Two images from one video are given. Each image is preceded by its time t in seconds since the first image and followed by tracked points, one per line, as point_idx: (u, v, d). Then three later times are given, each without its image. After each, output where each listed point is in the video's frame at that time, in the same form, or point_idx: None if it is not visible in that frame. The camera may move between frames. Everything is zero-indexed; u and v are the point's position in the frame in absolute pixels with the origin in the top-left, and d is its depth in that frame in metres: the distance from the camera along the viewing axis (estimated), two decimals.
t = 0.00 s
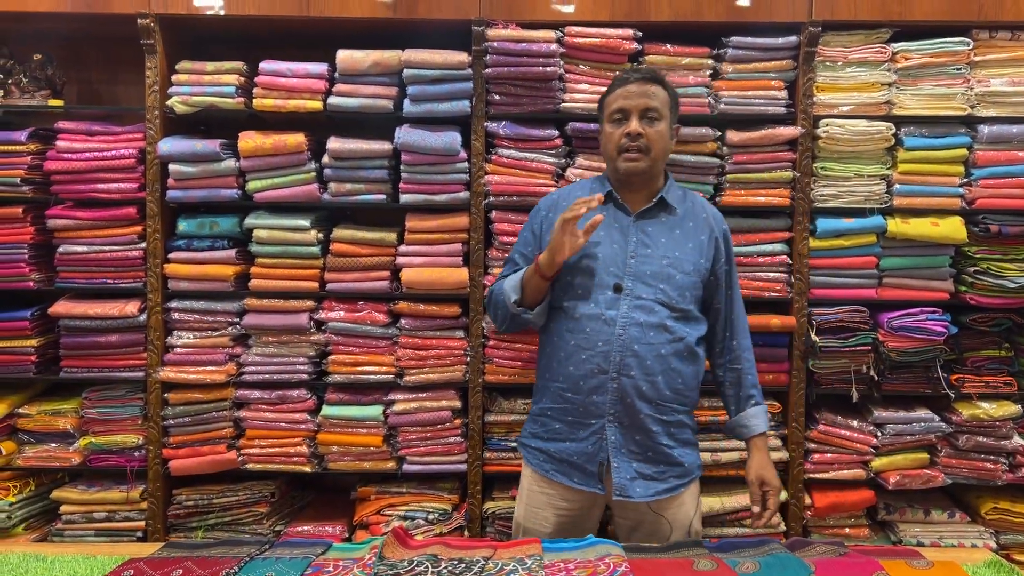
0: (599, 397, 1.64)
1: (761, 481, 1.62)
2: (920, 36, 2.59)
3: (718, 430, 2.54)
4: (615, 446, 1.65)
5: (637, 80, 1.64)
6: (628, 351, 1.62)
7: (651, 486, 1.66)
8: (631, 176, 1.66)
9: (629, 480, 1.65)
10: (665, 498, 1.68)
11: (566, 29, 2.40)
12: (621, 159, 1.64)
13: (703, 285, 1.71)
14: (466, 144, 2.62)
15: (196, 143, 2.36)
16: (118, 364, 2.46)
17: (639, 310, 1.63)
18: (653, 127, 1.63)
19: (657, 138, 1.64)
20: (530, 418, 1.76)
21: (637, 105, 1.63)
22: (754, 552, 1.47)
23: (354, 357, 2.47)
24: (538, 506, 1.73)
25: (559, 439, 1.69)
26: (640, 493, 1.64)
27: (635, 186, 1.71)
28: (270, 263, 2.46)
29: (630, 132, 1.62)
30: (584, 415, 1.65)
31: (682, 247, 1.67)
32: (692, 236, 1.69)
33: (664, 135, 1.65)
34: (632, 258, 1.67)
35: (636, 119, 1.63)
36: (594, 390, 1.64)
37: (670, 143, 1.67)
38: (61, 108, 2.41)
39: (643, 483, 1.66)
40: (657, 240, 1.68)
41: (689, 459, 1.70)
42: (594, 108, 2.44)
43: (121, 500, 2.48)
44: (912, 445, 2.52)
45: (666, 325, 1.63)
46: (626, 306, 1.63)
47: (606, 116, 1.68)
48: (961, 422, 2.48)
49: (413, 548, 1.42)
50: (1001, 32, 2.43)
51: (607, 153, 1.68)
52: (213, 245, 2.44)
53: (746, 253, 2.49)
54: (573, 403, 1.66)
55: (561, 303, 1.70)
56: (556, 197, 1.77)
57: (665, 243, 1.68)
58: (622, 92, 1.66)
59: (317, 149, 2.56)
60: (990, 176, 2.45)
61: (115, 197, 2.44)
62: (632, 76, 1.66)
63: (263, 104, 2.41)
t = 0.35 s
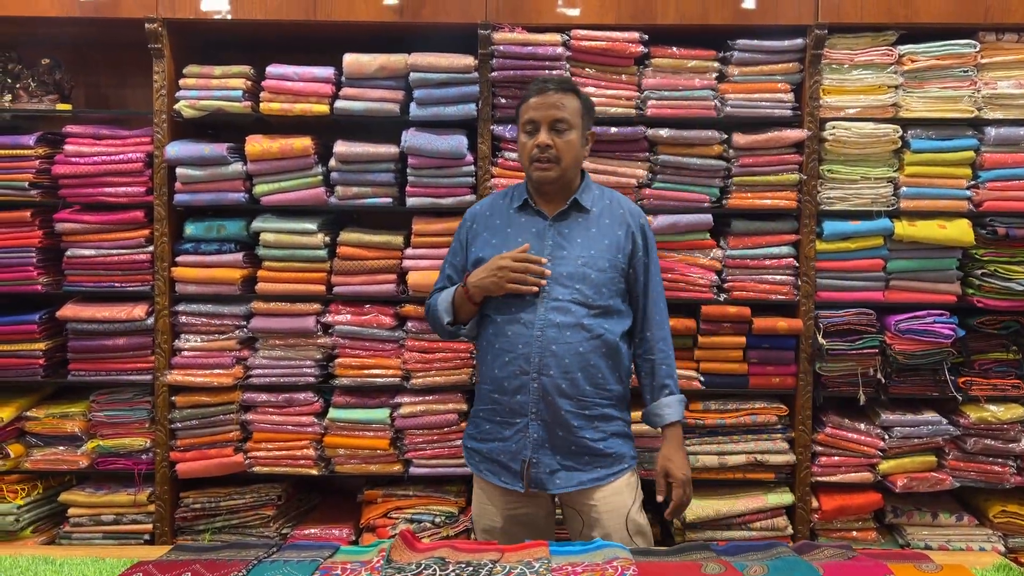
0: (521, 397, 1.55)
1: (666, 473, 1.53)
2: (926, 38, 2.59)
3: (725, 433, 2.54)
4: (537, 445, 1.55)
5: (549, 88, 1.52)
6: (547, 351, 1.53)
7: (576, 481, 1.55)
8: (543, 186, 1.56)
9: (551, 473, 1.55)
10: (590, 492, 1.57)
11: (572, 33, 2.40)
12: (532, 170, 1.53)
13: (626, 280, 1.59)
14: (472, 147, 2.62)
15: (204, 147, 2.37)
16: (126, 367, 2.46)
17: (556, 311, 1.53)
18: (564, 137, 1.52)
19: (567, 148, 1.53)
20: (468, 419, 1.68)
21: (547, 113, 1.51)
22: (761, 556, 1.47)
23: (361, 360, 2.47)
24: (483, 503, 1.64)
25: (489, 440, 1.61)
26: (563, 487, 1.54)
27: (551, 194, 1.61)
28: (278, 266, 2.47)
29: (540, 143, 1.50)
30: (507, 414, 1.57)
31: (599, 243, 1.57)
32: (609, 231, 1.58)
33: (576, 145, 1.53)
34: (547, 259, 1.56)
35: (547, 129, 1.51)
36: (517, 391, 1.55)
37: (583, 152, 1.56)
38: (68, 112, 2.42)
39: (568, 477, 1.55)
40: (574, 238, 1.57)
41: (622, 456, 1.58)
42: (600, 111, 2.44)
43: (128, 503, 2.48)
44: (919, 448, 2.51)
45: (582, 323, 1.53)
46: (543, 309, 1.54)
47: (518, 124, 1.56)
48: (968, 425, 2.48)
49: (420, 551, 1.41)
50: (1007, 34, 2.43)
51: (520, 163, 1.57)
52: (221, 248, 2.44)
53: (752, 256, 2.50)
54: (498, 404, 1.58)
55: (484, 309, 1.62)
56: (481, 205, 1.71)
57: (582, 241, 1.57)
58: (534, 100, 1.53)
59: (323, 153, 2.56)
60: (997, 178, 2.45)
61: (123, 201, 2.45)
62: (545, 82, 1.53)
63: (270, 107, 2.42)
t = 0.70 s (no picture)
0: (502, 402, 1.54)
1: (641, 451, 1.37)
2: (933, 39, 2.58)
3: (731, 435, 2.54)
4: (519, 449, 1.54)
5: (515, 89, 1.49)
6: (524, 354, 1.51)
7: (560, 483, 1.53)
8: (512, 188, 1.53)
9: (532, 478, 1.53)
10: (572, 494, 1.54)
11: (578, 35, 2.40)
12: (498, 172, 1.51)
13: (604, 275, 1.55)
14: (478, 150, 2.62)
15: (210, 150, 2.37)
16: (132, 370, 2.47)
17: (532, 313, 1.51)
18: (530, 138, 1.49)
19: (533, 149, 1.50)
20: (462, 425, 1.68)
21: (513, 115, 1.49)
22: (769, 558, 1.47)
23: (367, 363, 2.47)
24: (473, 505, 1.64)
25: (478, 444, 1.62)
26: (542, 491, 1.52)
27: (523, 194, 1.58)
28: (284, 269, 2.47)
29: (505, 144, 1.48)
30: (491, 419, 1.57)
31: (572, 240, 1.53)
32: (582, 227, 1.54)
33: (542, 146, 1.51)
34: (521, 261, 1.54)
35: (512, 131, 1.49)
36: (498, 396, 1.55)
37: (550, 153, 1.53)
38: (75, 115, 2.42)
39: (549, 480, 1.53)
40: (547, 238, 1.54)
41: (605, 454, 1.55)
42: (607, 113, 2.44)
43: (135, 506, 2.48)
44: (927, 450, 2.50)
45: (557, 324, 1.50)
46: (519, 312, 1.52)
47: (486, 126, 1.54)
48: (976, 427, 2.47)
49: (427, 554, 1.41)
50: (1014, 35, 2.42)
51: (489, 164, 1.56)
52: (227, 251, 2.45)
53: (759, 258, 2.50)
54: (483, 408, 1.58)
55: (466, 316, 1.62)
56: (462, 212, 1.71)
57: (555, 240, 1.53)
58: (500, 101, 1.51)
59: (329, 156, 2.57)
60: (1004, 180, 2.44)
61: (130, 204, 2.45)
62: (511, 84, 1.51)
63: (276, 110, 2.42)
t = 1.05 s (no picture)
0: (502, 402, 1.53)
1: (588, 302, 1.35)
2: (938, 41, 2.57)
3: (736, 439, 2.53)
4: (517, 452, 1.51)
5: (551, 87, 1.50)
6: (526, 355, 1.50)
7: (557, 489, 1.52)
8: (535, 184, 1.52)
9: (530, 483, 1.51)
10: (572, 500, 1.53)
11: (582, 38, 2.40)
12: (526, 166, 1.50)
13: (613, 282, 1.54)
14: (482, 153, 2.62)
15: (214, 153, 2.37)
16: (137, 373, 2.47)
17: (537, 314, 1.51)
18: (561, 137, 1.50)
19: (564, 148, 1.51)
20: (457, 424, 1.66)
21: (546, 112, 1.49)
22: (775, 562, 1.47)
23: (371, 366, 2.47)
24: (471, 510, 1.62)
25: (475, 445, 1.59)
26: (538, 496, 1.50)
27: (540, 191, 1.56)
28: (288, 272, 2.47)
29: (537, 139, 1.47)
30: (490, 419, 1.55)
31: (584, 245, 1.52)
32: (595, 233, 1.54)
33: (572, 147, 1.51)
34: (531, 261, 1.53)
35: (545, 127, 1.48)
36: (498, 396, 1.53)
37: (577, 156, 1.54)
38: (80, 119, 2.43)
39: (546, 485, 1.51)
40: (559, 241, 1.54)
41: (603, 464, 1.54)
42: (610, 115, 2.44)
43: (139, 509, 2.48)
44: (933, 453, 2.49)
45: (562, 326, 1.49)
46: (524, 312, 1.51)
47: (515, 121, 1.53)
48: (982, 430, 2.46)
49: (431, 558, 1.40)
50: (1020, 37, 2.41)
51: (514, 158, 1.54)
52: (231, 254, 2.45)
53: (763, 261, 2.49)
54: (482, 409, 1.57)
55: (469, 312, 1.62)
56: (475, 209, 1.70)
57: (566, 243, 1.53)
58: (532, 97, 1.50)
59: (333, 159, 2.57)
60: (1010, 182, 2.43)
61: (134, 207, 2.45)
62: (546, 81, 1.51)
63: (280, 113, 2.43)
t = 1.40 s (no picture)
0: (513, 408, 1.51)
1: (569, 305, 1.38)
2: (941, 42, 2.57)
3: (738, 442, 2.52)
4: (526, 458, 1.50)
5: (566, 88, 1.50)
6: (540, 362, 1.49)
7: (564, 499, 1.50)
8: (550, 187, 1.52)
9: (538, 491, 1.50)
10: (578, 509, 1.52)
11: (583, 40, 2.39)
12: (539, 169, 1.50)
13: (629, 292, 1.53)
14: (484, 156, 2.62)
15: (216, 157, 2.37)
16: (139, 377, 2.47)
17: (553, 321, 1.49)
18: (575, 138, 1.49)
19: (578, 150, 1.49)
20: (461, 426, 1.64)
21: (561, 113, 1.49)
22: (777, 566, 1.47)
23: (373, 369, 2.47)
24: (460, 511, 1.58)
25: (480, 449, 1.57)
26: (545, 504, 1.49)
27: (558, 195, 1.56)
28: (290, 275, 2.47)
29: (550, 141, 1.47)
30: (498, 423, 1.53)
31: (604, 254, 1.52)
32: (615, 242, 1.53)
33: (587, 148, 1.50)
34: (549, 266, 1.52)
35: (557, 129, 1.48)
36: (509, 401, 1.51)
37: (594, 157, 1.53)
38: (82, 123, 2.43)
39: (554, 494, 1.50)
40: (577, 247, 1.53)
41: (610, 476, 1.54)
42: (612, 118, 2.43)
43: (141, 513, 2.48)
44: (936, 456, 2.48)
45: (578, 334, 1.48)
46: (539, 316, 1.50)
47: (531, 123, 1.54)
48: (986, 433, 2.45)
49: (433, 562, 1.40)
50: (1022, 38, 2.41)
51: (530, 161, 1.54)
52: (233, 257, 2.45)
53: (765, 263, 2.48)
54: (490, 413, 1.54)
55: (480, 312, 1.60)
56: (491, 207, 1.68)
57: (586, 250, 1.52)
58: (547, 99, 1.51)
59: (335, 162, 2.57)
60: (1013, 184, 2.43)
61: (136, 211, 2.45)
62: (562, 83, 1.51)
63: (282, 117, 2.43)
